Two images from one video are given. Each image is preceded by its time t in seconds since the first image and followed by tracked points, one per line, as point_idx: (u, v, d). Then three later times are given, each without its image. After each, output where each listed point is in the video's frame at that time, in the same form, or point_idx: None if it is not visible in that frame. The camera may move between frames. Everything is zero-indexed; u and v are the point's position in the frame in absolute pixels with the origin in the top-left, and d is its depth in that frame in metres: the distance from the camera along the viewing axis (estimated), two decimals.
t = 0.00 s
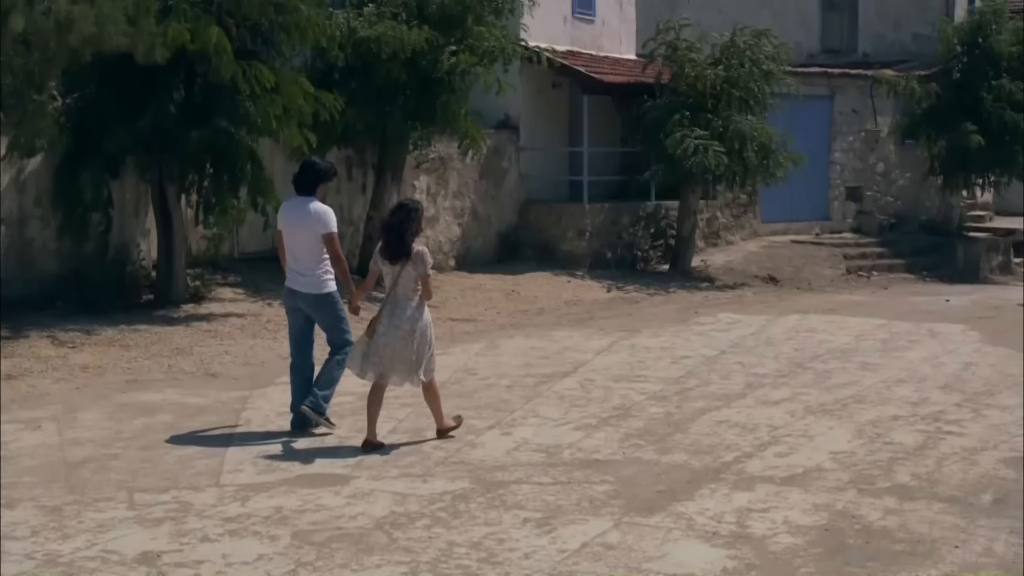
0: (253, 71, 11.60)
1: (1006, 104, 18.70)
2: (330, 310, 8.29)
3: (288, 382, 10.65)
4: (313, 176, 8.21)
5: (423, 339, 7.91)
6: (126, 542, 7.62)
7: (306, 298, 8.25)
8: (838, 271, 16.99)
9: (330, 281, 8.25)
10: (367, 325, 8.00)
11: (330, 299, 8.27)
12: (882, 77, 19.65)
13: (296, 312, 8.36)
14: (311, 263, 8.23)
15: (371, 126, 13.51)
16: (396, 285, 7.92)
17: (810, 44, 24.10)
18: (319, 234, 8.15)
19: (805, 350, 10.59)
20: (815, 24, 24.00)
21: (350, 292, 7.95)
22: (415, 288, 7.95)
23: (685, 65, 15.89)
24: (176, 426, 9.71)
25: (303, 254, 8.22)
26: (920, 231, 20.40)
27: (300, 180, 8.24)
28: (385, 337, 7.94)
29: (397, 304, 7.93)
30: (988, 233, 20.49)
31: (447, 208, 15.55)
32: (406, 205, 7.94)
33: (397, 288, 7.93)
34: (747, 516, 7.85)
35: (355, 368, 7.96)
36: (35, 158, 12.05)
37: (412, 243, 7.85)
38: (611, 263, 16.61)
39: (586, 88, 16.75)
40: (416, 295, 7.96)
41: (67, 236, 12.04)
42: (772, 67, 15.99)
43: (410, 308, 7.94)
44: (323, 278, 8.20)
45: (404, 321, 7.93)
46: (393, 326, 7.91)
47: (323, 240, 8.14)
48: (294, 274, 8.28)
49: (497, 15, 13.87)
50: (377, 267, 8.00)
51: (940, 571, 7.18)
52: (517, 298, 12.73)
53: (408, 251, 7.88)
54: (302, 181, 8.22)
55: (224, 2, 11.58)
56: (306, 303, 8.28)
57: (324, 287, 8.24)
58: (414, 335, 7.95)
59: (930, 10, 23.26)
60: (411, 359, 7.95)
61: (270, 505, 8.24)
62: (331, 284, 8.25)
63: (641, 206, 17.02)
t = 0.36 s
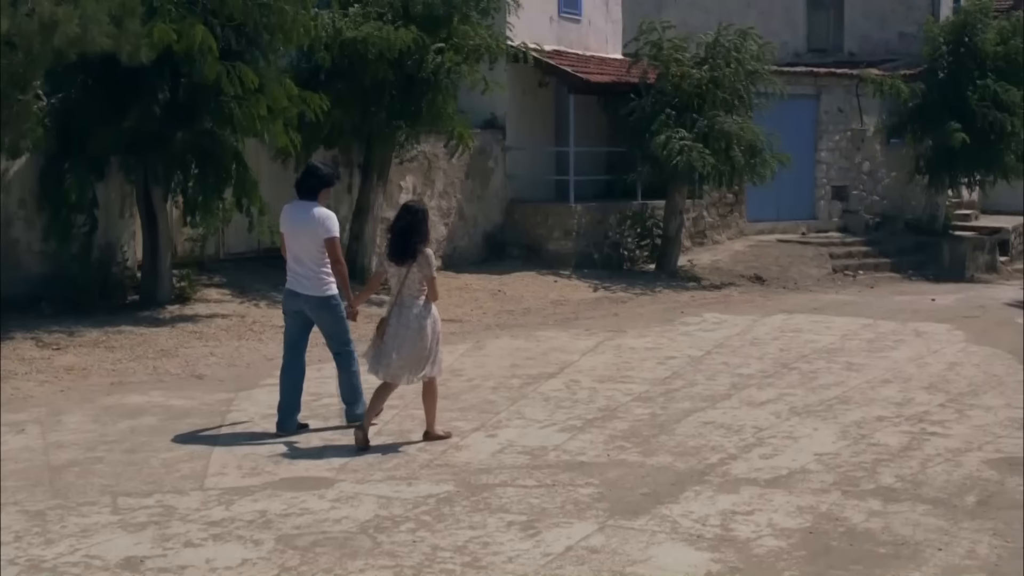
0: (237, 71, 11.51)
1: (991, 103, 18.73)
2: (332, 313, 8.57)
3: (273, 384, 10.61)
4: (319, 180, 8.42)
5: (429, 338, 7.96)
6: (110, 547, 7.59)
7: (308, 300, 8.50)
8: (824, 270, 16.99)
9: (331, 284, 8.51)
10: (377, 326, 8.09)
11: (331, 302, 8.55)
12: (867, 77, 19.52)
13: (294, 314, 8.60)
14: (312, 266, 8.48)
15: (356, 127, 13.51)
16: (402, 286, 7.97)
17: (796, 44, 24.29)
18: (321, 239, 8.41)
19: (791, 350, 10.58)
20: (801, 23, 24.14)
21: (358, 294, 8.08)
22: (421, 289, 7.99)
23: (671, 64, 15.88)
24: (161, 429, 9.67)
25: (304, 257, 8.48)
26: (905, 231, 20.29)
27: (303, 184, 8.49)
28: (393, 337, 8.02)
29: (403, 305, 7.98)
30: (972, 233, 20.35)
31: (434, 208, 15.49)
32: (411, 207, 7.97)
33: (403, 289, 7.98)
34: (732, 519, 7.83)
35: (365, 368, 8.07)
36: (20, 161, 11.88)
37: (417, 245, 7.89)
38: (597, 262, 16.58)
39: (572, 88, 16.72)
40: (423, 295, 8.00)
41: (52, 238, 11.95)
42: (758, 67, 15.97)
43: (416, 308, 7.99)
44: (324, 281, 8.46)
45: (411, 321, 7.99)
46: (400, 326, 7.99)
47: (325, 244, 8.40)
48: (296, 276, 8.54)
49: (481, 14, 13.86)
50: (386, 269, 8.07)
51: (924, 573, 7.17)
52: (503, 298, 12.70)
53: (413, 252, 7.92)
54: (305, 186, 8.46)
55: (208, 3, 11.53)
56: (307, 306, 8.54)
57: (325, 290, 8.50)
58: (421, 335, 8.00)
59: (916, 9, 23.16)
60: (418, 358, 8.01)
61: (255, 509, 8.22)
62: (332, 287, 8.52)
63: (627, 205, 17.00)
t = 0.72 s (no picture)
0: (229, 73, 11.49)
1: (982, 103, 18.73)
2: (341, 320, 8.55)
3: (265, 387, 10.59)
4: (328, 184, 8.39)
5: (439, 337, 8.05)
6: (100, 553, 7.57)
7: (318, 306, 8.47)
8: (816, 270, 16.98)
9: (341, 290, 8.50)
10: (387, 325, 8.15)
11: (341, 308, 8.54)
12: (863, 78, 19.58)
13: (303, 319, 8.56)
14: (322, 272, 8.46)
15: (350, 128, 13.36)
16: (411, 286, 8.02)
17: (789, 44, 24.10)
18: (331, 244, 8.40)
19: (783, 351, 10.57)
20: (793, 23, 24.02)
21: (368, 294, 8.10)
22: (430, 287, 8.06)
23: (662, 64, 15.82)
24: (152, 433, 9.65)
25: (314, 263, 8.46)
26: (897, 230, 19.97)
27: (312, 191, 8.49)
28: (403, 336, 8.10)
29: (413, 304, 8.05)
30: (964, 232, 20.33)
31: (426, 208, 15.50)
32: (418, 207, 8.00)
33: (412, 288, 8.04)
34: (723, 523, 7.81)
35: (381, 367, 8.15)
36: (9, 163, 11.79)
37: (427, 246, 7.94)
38: (590, 262, 16.56)
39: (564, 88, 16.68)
40: (432, 293, 8.08)
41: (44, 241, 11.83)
42: (749, 67, 15.93)
43: (425, 307, 8.06)
44: (334, 287, 8.45)
45: (419, 320, 8.06)
46: (409, 325, 8.05)
47: (335, 249, 8.39)
48: (305, 282, 8.50)
49: (474, 15, 13.87)
50: (394, 267, 8.11)
51: None
52: (495, 299, 12.67)
53: (422, 252, 7.97)
54: (314, 192, 8.44)
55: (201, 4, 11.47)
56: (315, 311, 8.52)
57: (336, 295, 8.48)
58: (429, 333, 8.09)
59: (907, 9, 23.45)
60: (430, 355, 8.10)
61: (246, 515, 8.21)
62: (342, 293, 8.50)
63: (619, 205, 16.96)
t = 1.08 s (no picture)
0: (222, 75, 11.45)
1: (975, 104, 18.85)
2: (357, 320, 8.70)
3: (257, 389, 10.56)
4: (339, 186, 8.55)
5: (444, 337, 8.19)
6: (91, 560, 7.54)
7: (334, 307, 8.63)
8: (809, 269, 16.97)
9: (356, 290, 8.64)
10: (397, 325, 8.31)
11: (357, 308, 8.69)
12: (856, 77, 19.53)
13: (320, 321, 8.70)
14: (336, 273, 8.59)
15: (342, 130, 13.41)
16: (419, 286, 8.18)
17: (781, 43, 24.03)
18: (344, 246, 8.53)
19: (776, 352, 10.56)
20: (785, 23, 23.93)
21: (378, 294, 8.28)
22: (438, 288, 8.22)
23: (653, 65, 15.78)
24: (143, 437, 9.63)
25: (327, 264, 8.59)
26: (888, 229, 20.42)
27: (324, 194, 8.61)
28: (412, 335, 8.24)
29: (421, 304, 8.19)
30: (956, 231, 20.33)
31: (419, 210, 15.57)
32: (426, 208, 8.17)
33: (420, 288, 8.19)
34: (715, 527, 7.78)
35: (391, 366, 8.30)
36: None
37: (435, 246, 8.10)
38: (583, 263, 16.58)
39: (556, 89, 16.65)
40: (439, 294, 8.22)
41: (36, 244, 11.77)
42: (742, 67, 15.91)
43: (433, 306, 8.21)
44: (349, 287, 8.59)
45: (426, 320, 8.21)
46: (416, 324, 8.20)
47: (348, 251, 8.52)
48: (319, 284, 8.65)
49: (467, 15, 13.86)
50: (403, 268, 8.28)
51: None
52: (488, 299, 12.65)
53: (429, 252, 8.12)
54: (326, 195, 8.60)
55: (193, 5, 11.37)
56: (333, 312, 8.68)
57: (351, 295, 8.63)
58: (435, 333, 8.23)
59: (900, 8, 23.47)
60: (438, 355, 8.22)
61: (237, 520, 8.19)
62: (357, 293, 8.65)
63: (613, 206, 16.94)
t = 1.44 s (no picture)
0: (211, 75, 11.38)
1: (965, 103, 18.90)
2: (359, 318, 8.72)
3: (246, 391, 10.53)
4: (349, 186, 8.59)
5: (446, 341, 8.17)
6: (78, 566, 7.50)
7: (341, 303, 8.64)
8: (798, 268, 16.97)
9: (363, 287, 8.66)
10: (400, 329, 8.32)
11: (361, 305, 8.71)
12: (845, 73, 19.30)
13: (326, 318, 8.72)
14: (344, 270, 8.61)
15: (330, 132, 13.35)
16: (423, 289, 8.19)
17: (771, 41, 24.21)
18: (352, 243, 8.55)
19: (766, 351, 10.56)
20: (774, 20, 24.09)
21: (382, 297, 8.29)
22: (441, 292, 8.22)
23: (642, 64, 15.78)
24: (131, 440, 9.59)
25: (334, 261, 8.60)
26: (878, 227, 20.44)
27: (333, 191, 8.65)
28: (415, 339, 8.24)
29: (424, 307, 8.20)
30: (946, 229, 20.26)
31: (408, 209, 15.51)
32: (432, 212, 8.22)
33: (424, 291, 8.20)
34: (704, 531, 7.76)
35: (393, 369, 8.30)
36: None
37: (440, 249, 8.13)
38: (572, 262, 16.55)
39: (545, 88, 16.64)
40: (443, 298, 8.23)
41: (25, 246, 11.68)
42: (731, 66, 15.89)
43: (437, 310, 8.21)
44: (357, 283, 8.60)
45: (428, 323, 8.19)
46: (419, 327, 8.18)
47: (356, 248, 8.55)
48: (326, 281, 8.65)
49: (455, 15, 13.81)
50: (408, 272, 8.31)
51: None
52: (477, 299, 12.62)
53: (433, 255, 8.15)
54: (335, 193, 8.62)
55: (181, 5, 11.35)
56: (338, 309, 8.68)
57: (358, 292, 8.65)
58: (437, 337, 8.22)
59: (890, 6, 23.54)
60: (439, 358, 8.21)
61: (226, 525, 8.16)
62: (364, 290, 8.66)
63: (602, 206, 16.87)
